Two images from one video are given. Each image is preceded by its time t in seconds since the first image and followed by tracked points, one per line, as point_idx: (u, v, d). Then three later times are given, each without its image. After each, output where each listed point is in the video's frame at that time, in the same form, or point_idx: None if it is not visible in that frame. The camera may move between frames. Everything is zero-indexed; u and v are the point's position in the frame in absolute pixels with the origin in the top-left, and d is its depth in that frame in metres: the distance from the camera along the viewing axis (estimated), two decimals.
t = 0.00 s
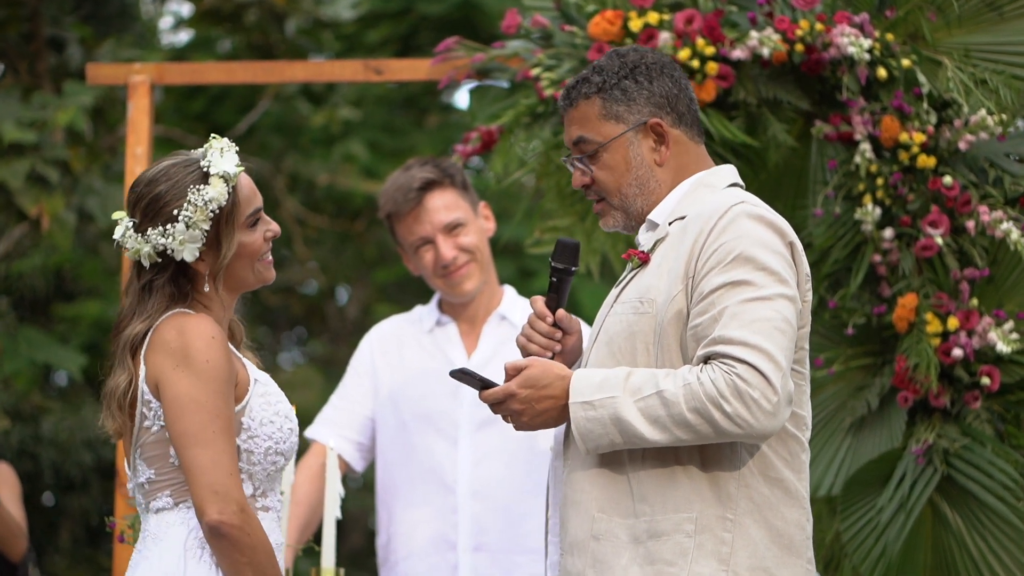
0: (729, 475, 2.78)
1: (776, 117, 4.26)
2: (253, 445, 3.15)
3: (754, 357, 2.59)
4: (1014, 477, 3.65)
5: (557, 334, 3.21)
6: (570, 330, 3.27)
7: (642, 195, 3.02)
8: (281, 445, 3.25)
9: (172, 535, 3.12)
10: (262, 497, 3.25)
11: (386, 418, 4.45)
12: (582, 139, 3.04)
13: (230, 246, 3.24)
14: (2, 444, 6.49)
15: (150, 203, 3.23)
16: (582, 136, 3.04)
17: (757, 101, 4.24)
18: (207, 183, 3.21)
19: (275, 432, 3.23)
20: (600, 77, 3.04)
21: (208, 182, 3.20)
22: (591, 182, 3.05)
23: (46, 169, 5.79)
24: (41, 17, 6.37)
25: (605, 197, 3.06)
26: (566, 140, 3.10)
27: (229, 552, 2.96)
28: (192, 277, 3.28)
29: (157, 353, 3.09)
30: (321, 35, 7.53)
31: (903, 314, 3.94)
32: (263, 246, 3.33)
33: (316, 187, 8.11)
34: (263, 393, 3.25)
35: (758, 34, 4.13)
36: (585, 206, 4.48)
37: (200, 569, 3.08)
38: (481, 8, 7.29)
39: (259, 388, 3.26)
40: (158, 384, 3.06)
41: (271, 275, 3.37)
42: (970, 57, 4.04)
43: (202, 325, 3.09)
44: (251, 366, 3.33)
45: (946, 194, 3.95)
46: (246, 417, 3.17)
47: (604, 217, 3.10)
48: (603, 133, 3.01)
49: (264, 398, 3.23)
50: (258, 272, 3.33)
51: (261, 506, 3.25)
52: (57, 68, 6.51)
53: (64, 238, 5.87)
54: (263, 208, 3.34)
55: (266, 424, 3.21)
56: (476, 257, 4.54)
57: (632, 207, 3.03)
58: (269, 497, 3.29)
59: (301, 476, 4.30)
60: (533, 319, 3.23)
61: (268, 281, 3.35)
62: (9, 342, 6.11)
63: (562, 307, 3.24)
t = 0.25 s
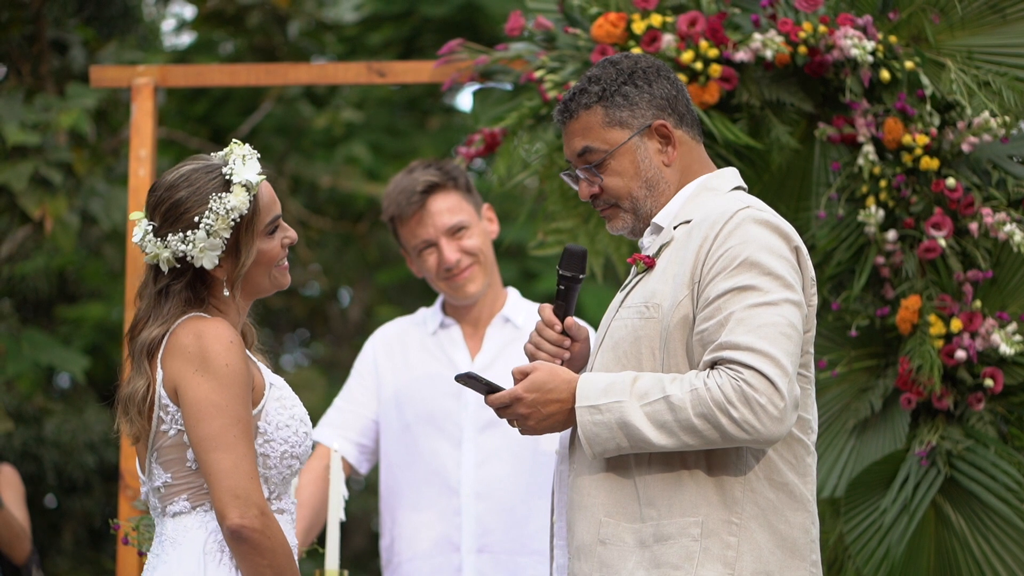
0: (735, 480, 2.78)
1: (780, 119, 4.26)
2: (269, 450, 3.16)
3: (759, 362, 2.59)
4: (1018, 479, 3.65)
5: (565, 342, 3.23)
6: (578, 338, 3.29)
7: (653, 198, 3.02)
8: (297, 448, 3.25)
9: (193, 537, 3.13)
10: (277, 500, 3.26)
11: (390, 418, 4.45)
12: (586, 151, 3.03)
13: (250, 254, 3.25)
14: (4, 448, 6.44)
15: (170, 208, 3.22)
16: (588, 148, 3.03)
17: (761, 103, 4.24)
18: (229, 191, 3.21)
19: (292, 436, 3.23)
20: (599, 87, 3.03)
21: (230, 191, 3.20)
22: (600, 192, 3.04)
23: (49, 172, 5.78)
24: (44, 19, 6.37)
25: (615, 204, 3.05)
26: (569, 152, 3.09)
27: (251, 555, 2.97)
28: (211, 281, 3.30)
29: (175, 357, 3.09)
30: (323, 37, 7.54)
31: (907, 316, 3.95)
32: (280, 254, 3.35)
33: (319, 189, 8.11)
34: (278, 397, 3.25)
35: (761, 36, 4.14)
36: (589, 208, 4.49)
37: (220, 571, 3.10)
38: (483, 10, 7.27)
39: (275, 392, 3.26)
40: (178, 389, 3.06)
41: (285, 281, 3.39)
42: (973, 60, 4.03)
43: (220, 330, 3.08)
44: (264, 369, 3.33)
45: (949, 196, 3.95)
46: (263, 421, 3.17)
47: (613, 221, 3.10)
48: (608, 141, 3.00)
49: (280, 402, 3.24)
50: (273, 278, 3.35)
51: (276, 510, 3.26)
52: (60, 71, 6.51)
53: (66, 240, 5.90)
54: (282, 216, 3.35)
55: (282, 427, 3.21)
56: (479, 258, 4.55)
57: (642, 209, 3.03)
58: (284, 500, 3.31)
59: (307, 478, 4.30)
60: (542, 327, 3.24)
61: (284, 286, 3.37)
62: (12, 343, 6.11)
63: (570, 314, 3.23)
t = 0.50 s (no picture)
0: (734, 480, 2.78)
1: (780, 119, 4.26)
2: (269, 450, 3.16)
3: (757, 362, 2.59)
4: (1018, 479, 3.65)
5: (567, 341, 3.22)
6: (580, 336, 3.29)
7: (654, 198, 3.02)
8: (299, 448, 3.25)
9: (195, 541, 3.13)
10: (282, 500, 3.27)
11: (390, 421, 4.45)
12: (586, 151, 3.04)
13: (251, 256, 3.24)
14: (5, 447, 6.46)
15: (175, 205, 3.23)
16: (588, 149, 3.03)
17: (761, 103, 4.24)
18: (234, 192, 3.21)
19: (292, 435, 3.23)
20: (598, 87, 3.03)
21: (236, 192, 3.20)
22: (600, 192, 3.05)
23: (50, 172, 5.79)
24: (45, 20, 6.37)
25: (617, 205, 3.06)
26: (569, 153, 3.09)
27: (251, 556, 2.97)
28: (211, 283, 3.29)
29: (169, 363, 3.09)
30: (323, 37, 7.50)
31: (908, 316, 3.95)
32: (283, 259, 3.33)
33: (320, 190, 8.12)
34: (277, 398, 3.26)
35: (761, 37, 4.14)
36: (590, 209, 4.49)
37: (223, 573, 3.09)
38: (484, 11, 7.28)
39: (273, 394, 3.26)
40: (172, 395, 3.06)
41: (286, 287, 3.38)
42: (974, 60, 4.03)
43: (212, 333, 3.08)
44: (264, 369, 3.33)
45: (950, 196, 3.95)
46: (262, 423, 3.18)
47: (614, 222, 3.11)
48: (608, 142, 3.01)
49: (278, 402, 3.24)
50: (276, 284, 3.34)
51: (282, 509, 3.27)
52: (61, 71, 6.51)
53: (67, 240, 5.90)
54: (287, 221, 3.34)
55: (282, 428, 3.21)
56: (478, 258, 4.55)
57: (642, 209, 3.03)
58: (290, 499, 3.31)
59: (308, 478, 4.31)
60: (544, 326, 3.23)
61: (284, 293, 3.37)
62: (13, 344, 6.11)
63: (573, 313, 3.23)
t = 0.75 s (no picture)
0: (729, 480, 2.78)
1: (780, 119, 4.26)
2: (263, 448, 3.16)
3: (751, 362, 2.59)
4: (1018, 480, 3.65)
5: (567, 338, 3.22)
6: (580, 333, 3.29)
7: (650, 196, 3.03)
8: (297, 445, 3.24)
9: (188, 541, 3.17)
10: (282, 499, 3.27)
11: (390, 421, 4.45)
12: (585, 143, 3.04)
13: (246, 249, 3.24)
14: (5, 448, 6.45)
15: (169, 205, 3.26)
16: (586, 140, 3.04)
17: (761, 103, 4.24)
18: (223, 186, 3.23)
19: (287, 432, 3.22)
20: (601, 80, 3.04)
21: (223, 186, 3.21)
22: (598, 186, 3.05)
23: (50, 173, 5.79)
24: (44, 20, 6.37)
25: (615, 202, 3.06)
26: (569, 145, 3.10)
27: (235, 554, 2.96)
28: (211, 281, 3.30)
29: (160, 362, 3.10)
30: (324, 38, 7.53)
31: (907, 316, 3.95)
32: (284, 251, 3.32)
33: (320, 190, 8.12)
34: (273, 395, 3.25)
35: (761, 37, 4.14)
36: (590, 209, 4.49)
37: (211, 571, 3.08)
38: (484, 11, 7.28)
39: (269, 391, 3.26)
40: (162, 393, 3.07)
41: (293, 281, 3.36)
42: (973, 60, 4.03)
43: (202, 331, 3.09)
44: (262, 367, 3.33)
45: (949, 196, 3.95)
46: (255, 420, 3.18)
47: (614, 222, 3.11)
48: (607, 137, 3.01)
49: (273, 400, 3.24)
50: (281, 278, 3.32)
51: (282, 507, 3.27)
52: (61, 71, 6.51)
53: (67, 241, 5.90)
54: (284, 213, 3.33)
55: (276, 425, 3.21)
56: (477, 259, 4.55)
57: (640, 209, 3.04)
58: (292, 498, 3.31)
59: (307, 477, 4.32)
60: (544, 323, 3.23)
61: (291, 286, 3.35)
62: (13, 344, 6.11)
63: (573, 310, 3.23)
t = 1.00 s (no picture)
0: (726, 477, 2.78)
1: (780, 119, 4.25)
2: (264, 445, 3.16)
3: (749, 358, 2.58)
4: (1018, 480, 3.64)
5: (565, 334, 3.22)
6: (579, 329, 3.28)
7: (651, 188, 3.02)
8: (298, 443, 3.24)
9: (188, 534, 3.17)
10: (283, 497, 3.27)
11: (388, 422, 4.45)
12: (588, 130, 3.04)
13: (251, 243, 3.23)
14: (4, 448, 6.45)
15: (173, 200, 3.27)
16: (589, 127, 3.04)
17: (761, 103, 4.24)
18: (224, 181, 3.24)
19: (288, 430, 3.22)
20: (609, 68, 3.03)
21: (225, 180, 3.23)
22: (598, 174, 3.05)
23: (50, 173, 5.79)
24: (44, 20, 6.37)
25: (613, 193, 3.06)
26: (571, 131, 3.10)
27: (232, 550, 2.96)
28: (217, 275, 3.31)
29: (164, 356, 3.10)
30: (324, 38, 7.53)
31: (907, 316, 3.95)
32: (290, 246, 3.31)
33: (320, 190, 8.11)
34: (276, 392, 3.25)
35: (760, 37, 4.13)
36: (589, 209, 4.49)
37: (209, 569, 3.08)
38: (484, 11, 7.28)
39: (274, 387, 3.26)
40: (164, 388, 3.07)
41: (301, 275, 3.35)
42: (973, 60, 4.03)
43: (207, 326, 3.08)
44: (267, 364, 3.33)
45: (949, 196, 3.95)
46: (257, 417, 3.18)
47: (612, 214, 3.10)
48: (610, 125, 3.01)
49: (276, 397, 3.23)
50: (288, 271, 3.32)
51: (282, 505, 3.27)
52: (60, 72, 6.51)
53: (67, 240, 5.90)
54: (289, 206, 3.33)
55: (278, 423, 3.21)
56: (477, 262, 4.54)
57: (639, 202, 3.03)
58: (292, 496, 3.30)
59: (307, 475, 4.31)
60: (542, 319, 3.24)
61: (298, 280, 3.34)
62: (12, 344, 6.11)
63: (571, 306, 3.23)
